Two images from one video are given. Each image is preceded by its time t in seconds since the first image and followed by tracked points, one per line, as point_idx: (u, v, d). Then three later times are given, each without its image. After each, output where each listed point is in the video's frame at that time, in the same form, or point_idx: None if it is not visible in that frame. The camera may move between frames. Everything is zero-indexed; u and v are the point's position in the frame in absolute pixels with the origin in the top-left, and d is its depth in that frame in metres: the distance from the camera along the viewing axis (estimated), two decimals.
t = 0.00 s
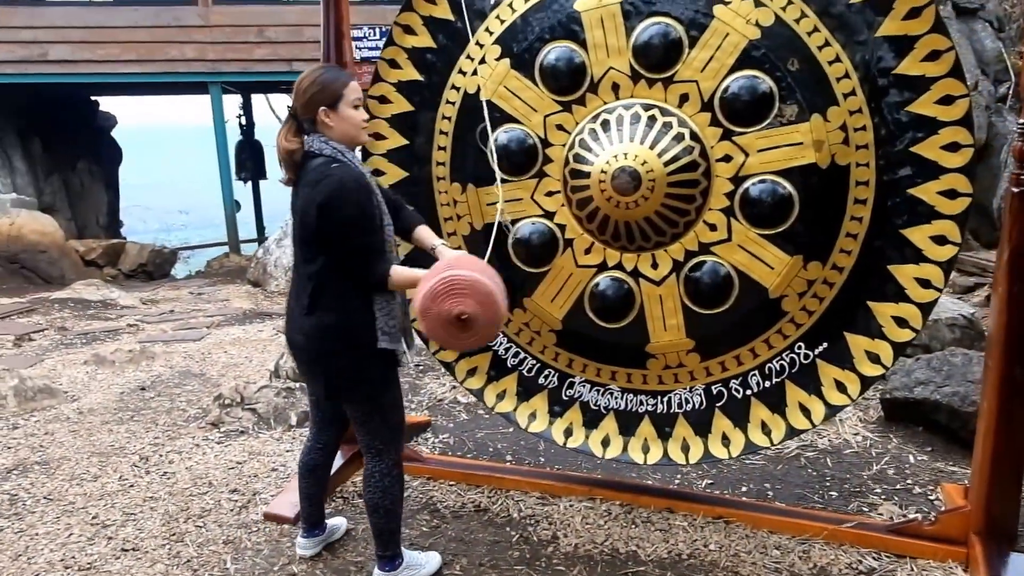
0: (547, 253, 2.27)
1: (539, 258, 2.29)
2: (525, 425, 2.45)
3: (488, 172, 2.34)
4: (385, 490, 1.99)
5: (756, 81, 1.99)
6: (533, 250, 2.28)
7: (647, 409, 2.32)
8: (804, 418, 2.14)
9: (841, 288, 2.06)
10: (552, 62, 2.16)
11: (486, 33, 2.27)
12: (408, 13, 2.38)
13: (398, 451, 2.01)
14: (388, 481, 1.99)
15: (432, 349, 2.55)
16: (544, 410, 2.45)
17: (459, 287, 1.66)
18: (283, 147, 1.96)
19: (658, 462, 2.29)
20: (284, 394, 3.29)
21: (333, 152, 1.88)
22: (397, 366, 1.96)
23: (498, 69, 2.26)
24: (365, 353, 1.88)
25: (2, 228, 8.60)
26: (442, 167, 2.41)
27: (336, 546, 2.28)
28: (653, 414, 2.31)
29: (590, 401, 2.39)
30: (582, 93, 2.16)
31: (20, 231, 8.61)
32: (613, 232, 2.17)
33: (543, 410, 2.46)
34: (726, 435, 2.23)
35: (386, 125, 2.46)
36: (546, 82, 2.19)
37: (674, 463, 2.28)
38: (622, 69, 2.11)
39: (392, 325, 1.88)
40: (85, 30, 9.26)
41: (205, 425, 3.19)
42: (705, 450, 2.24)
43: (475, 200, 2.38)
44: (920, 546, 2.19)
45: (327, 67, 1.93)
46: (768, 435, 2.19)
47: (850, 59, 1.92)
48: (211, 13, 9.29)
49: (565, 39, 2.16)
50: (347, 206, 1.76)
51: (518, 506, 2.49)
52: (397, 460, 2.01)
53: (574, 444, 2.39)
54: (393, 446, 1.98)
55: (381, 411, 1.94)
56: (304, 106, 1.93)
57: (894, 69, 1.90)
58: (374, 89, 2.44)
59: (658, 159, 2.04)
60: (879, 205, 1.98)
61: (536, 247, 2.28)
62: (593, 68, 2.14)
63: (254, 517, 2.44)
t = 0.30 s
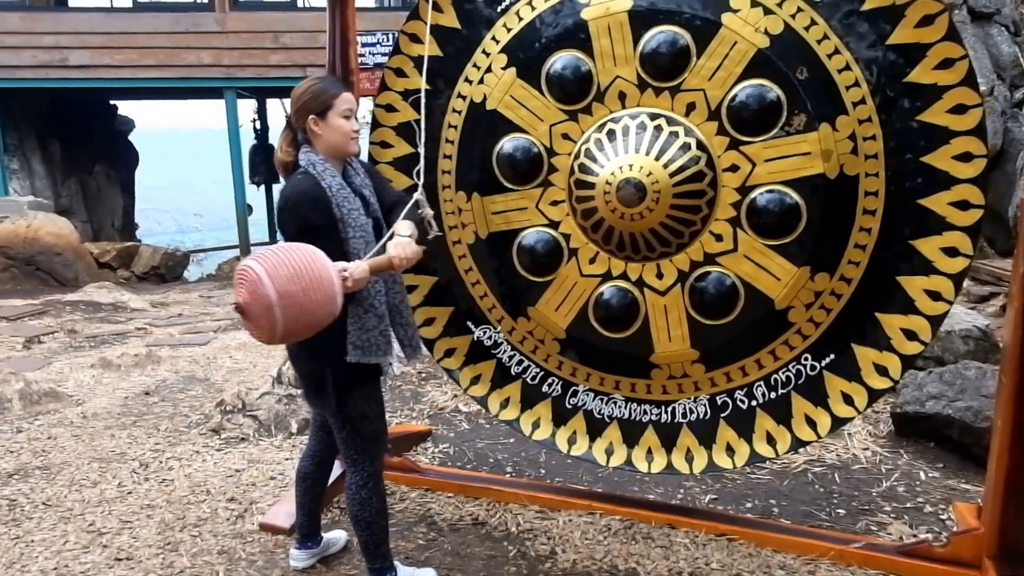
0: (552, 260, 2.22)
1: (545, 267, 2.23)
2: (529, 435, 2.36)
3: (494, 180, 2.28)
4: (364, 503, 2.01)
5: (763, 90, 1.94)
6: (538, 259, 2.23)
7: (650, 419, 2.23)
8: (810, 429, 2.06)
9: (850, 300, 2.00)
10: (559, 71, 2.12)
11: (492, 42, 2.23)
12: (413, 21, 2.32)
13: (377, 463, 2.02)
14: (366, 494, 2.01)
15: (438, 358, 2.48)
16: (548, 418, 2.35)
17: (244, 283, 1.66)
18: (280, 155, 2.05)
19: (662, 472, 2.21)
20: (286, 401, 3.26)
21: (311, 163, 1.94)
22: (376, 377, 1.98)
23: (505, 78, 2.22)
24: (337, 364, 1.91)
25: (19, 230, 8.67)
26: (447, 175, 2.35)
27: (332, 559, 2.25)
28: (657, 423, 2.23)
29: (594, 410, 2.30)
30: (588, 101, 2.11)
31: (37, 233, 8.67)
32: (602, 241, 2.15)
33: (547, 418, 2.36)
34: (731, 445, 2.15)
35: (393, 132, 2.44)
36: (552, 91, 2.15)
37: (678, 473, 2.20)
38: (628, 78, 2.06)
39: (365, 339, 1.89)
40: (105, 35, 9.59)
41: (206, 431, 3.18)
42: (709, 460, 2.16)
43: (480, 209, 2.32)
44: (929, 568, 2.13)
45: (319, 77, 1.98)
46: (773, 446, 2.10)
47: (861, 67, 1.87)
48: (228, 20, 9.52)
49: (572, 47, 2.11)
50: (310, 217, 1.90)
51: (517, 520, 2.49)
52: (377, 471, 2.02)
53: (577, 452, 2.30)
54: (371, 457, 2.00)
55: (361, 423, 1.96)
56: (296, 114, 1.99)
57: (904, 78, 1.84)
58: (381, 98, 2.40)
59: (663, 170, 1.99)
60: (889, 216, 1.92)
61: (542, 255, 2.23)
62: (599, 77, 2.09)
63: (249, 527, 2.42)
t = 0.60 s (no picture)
0: (553, 267, 2.17)
1: (547, 273, 2.18)
2: (530, 441, 2.31)
3: (495, 186, 2.23)
4: (351, 511, 1.98)
5: (769, 96, 1.89)
6: (541, 267, 2.19)
7: (653, 427, 2.17)
8: (814, 440, 2.00)
9: (856, 308, 1.94)
10: (564, 77, 2.08)
11: (498, 48, 2.18)
12: (420, 28, 2.28)
13: (364, 472, 1.98)
14: (354, 502, 1.98)
15: (440, 363, 2.43)
16: (550, 424, 2.30)
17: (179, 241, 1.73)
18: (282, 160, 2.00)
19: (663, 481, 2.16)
20: (288, 406, 3.24)
21: (309, 171, 1.91)
22: (365, 385, 1.95)
23: (510, 85, 2.17)
24: (324, 370, 1.90)
25: (32, 232, 8.69)
26: (452, 181, 2.30)
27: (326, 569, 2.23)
28: (659, 431, 2.17)
29: (596, 417, 2.24)
30: (593, 108, 2.06)
31: (50, 234, 8.72)
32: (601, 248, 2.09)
33: (549, 425, 2.30)
34: (734, 455, 2.09)
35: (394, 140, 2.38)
36: (558, 97, 2.10)
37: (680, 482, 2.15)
38: (633, 85, 2.01)
39: (349, 345, 1.88)
40: (122, 40, 9.68)
41: (207, 436, 3.16)
42: (711, 469, 2.10)
43: (484, 216, 2.27)
44: None
45: (330, 85, 1.96)
46: (777, 457, 2.04)
47: (869, 73, 1.82)
48: (243, 24, 9.55)
49: (578, 54, 2.06)
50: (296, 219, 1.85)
51: (513, 531, 2.49)
52: (364, 481, 1.99)
53: (579, 460, 2.24)
54: (357, 467, 1.96)
55: (349, 431, 1.94)
56: (303, 118, 1.96)
57: (913, 84, 1.79)
58: (386, 104, 2.36)
59: (666, 177, 1.94)
60: (897, 225, 1.87)
61: (545, 263, 2.18)
62: (604, 83, 2.04)
63: (245, 534, 2.39)
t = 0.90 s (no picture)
0: (556, 264, 2.15)
1: (548, 271, 2.16)
2: (531, 440, 2.29)
3: (496, 183, 2.21)
4: (356, 511, 1.96)
5: (774, 91, 1.86)
6: (543, 264, 2.16)
7: (656, 425, 2.15)
8: (819, 439, 1.97)
9: (861, 306, 1.91)
10: (565, 73, 2.05)
11: (499, 44, 2.15)
12: (420, 24, 2.26)
13: (371, 472, 1.97)
14: (360, 502, 1.96)
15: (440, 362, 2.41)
16: (552, 424, 2.28)
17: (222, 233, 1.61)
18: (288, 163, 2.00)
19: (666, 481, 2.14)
20: (291, 402, 3.24)
21: (318, 168, 1.89)
22: (377, 383, 1.93)
23: (511, 81, 2.15)
24: (341, 366, 1.86)
25: (41, 228, 8.79)
26: (453, 177, 2.28)
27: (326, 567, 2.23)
28: (662, 430, 2.14)
29: (598, 416, 2.22)
30: (595, 104, 2.04)
31: (57, 230, 8.78)
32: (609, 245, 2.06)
33: (551, 424, 2.28)
34: (737, 455, 2.06)
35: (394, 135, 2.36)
36: (560, 94, 2.07)
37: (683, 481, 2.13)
38: (636, 81, 1.98)
39: (372, 338, 1.85)
40: (128, 35, 9.65)
41: (210, 433, 3.16)
42: (714, 469, 2.08)
43: (484, 213, 2.24)
44: None
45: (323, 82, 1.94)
46: (781, 457, 2.02)
47: (875, 68, 1.79)
48: (250, 19, 9.55)
49: (580, 49, 2.04)
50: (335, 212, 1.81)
51: (515, 530, 2.48)
52: (370, 480, 1.98)
53: (580, 459, 2.22)
54: (365, 466, 1.95)
55: (358, 430, 1.92)
56: (301, 120, 1.94)
57: (920, 79, 1.76)
58: (386, 101, 2.34)
59: (668, 173, 1.92)
60: (904, 223, 1.84)
61: (546, 260, 2.16)
62: (607, 79, 2.02)
63: (245, 533, 2.38)
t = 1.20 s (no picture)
0: (557, 239, 2.13)
1: (549, 244, 2.14)
2: (532, 417, 2.29)
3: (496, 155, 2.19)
4: (362, 488, 1.96)
5: (777, 60, 1.83)
6: (544, 238, 2.14)
7: (659, 401, 2.14)
8: (823, 414, 1.96)
9: (866, 279, 1.89)
10: (565, 42, 2.02)
11: (497, 13, 2.12)
12: None
13: (379, 448, 1.97)
14: (365, 480, 1.96)
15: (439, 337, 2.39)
16: (553, 399, 2.27)
17: (472, 192, 1.63)
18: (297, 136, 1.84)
19: (669, 458, 2.13)
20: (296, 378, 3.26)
21: (352, 129, 1.79)
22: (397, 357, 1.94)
23: (510, 50, 2.11)
24: (376, 339, 1.86)
25: (47, 207, 8.82)
26: (452, 150, 2.27)
27: (330, 541, 2.26)
28: (664, 406, 2.14)
29: (600, 392, 2.21)
30: (596, 73, 2.01)
31: (64, 209, 8.81)
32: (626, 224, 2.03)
33: (551, 400, 2.28)
34: (741, 430, 2.05)
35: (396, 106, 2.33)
36: (560, 63, 2.04)
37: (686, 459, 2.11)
38: (637, 49, 1.95)
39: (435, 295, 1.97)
40: (132, 12, 9.62)
41: (215, 409, 3.19)
42: (718, 445, 2.07)
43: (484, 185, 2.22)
44: (946, 561, 2.03)
45: (326, 47, 1.85)
46: (786, 431, 2.01)
47: (879, 35, 1.75)
48: None
49: (581, 18, 2.01)
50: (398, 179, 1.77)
51: (520, 504, 2.49)
52: (376, 457, 1.98)
53: (582, 437, 2.22)
54: (374, 442, 1.95)
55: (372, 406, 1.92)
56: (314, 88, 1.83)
57: (925, 47, 1.72)
58: (384, 71, 2.30)
59: (670, 142, 1.88)
60: (908, 193, 1.81)
61: (547, 232, 2.14)
62: (608, 48, 1.99)
63: (250, 508, 2.45)
